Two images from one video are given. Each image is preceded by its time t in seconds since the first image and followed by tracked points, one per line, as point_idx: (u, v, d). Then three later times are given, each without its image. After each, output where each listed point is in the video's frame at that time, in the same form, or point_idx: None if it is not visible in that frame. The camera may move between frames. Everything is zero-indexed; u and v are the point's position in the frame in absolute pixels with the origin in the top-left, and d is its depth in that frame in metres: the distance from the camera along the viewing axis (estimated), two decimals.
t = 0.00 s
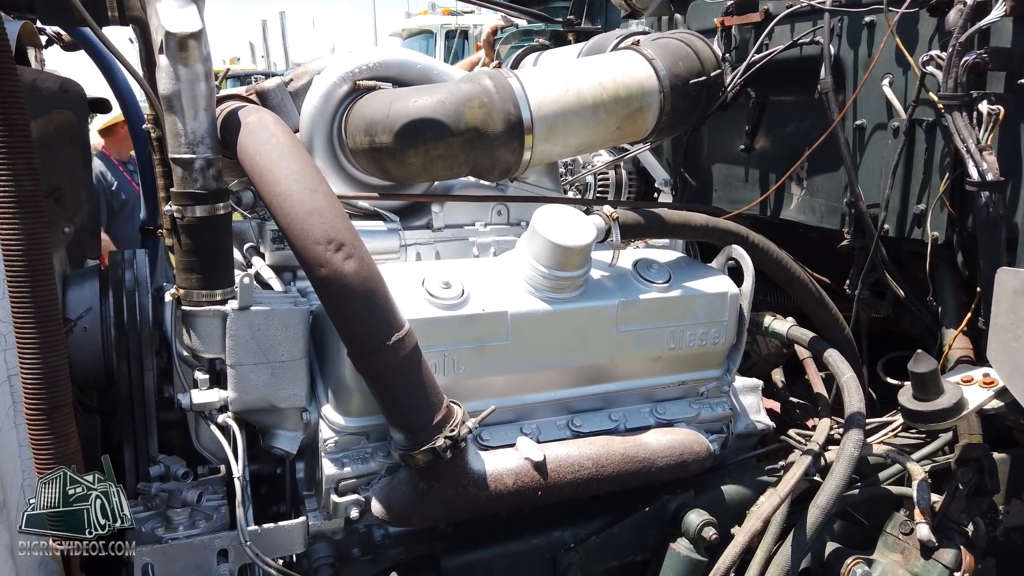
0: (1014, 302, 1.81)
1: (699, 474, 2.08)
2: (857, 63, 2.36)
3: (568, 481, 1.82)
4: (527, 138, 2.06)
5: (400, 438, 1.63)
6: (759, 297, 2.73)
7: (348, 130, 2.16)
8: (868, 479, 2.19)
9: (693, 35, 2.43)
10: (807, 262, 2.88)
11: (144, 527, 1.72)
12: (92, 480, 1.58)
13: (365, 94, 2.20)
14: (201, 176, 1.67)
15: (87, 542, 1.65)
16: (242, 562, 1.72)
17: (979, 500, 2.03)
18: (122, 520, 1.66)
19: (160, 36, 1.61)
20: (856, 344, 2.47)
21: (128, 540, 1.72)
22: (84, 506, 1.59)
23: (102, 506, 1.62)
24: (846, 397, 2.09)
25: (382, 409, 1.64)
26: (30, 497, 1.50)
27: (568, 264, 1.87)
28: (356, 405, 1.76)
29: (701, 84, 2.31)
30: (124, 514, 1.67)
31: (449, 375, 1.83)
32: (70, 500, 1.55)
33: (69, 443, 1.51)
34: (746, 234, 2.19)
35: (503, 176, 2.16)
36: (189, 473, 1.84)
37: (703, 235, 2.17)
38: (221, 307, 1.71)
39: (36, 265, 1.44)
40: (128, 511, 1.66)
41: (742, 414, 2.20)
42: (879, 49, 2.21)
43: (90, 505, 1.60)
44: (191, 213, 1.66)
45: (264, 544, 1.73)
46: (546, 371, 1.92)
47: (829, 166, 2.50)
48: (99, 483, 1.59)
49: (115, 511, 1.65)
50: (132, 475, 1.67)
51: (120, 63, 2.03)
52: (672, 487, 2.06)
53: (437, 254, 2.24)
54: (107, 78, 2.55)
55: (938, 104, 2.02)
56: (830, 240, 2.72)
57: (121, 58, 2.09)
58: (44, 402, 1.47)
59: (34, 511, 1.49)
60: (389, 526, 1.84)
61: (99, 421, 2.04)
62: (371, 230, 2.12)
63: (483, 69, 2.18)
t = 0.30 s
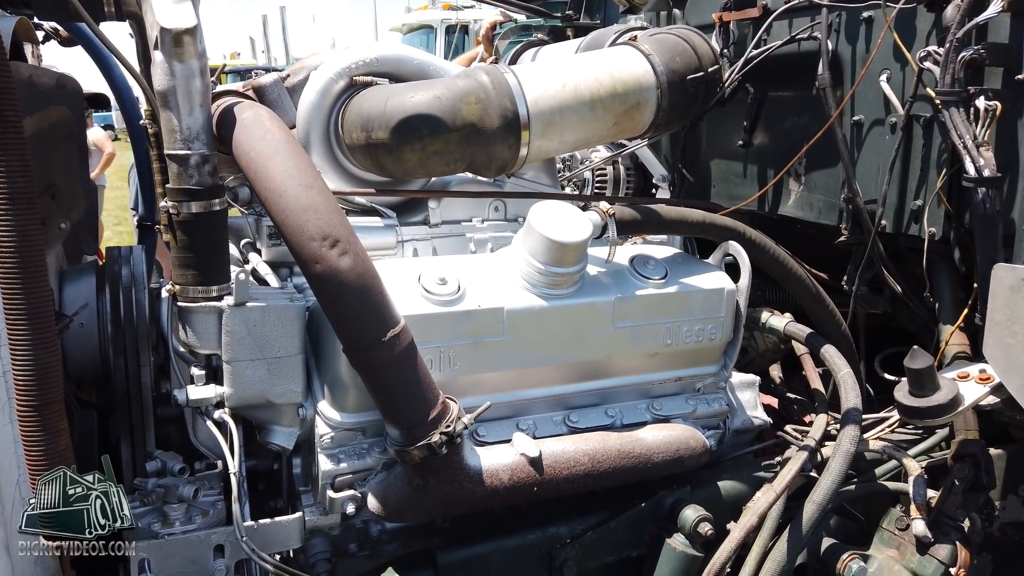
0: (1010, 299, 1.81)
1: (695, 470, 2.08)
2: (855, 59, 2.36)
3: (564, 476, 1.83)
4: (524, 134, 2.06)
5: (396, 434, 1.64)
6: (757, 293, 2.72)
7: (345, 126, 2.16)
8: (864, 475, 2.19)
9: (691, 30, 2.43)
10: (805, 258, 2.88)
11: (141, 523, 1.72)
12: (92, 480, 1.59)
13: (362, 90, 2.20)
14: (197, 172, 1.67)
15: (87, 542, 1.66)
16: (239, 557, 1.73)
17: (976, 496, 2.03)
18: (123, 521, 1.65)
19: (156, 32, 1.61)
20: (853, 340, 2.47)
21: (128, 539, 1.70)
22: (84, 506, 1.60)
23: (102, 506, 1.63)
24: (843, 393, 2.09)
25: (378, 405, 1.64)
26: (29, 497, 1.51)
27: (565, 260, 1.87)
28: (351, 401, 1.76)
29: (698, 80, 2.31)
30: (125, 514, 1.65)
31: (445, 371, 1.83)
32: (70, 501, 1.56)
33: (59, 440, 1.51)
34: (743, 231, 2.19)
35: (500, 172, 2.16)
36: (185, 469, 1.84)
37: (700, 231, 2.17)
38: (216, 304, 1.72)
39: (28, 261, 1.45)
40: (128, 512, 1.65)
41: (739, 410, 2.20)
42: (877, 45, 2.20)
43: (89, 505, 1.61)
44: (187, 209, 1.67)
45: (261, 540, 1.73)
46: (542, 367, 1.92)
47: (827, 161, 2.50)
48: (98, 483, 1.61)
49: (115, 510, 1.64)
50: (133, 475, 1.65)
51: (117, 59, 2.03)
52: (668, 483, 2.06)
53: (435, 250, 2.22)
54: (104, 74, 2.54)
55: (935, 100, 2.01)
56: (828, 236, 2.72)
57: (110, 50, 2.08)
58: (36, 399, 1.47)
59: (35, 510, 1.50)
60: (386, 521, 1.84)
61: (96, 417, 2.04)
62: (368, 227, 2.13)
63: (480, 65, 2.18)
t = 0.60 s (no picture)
0: (1010, 295, 1.81)
1: (693, 466, 2.07)
2: (855, 53, 2.34)
3: (561, 473, 1.82)
4: (521, 129, 2.05)
5: (392, 431, 1.63)
6: (756, 288, 2.71)
7: (341, 121, 2.14)
8: (863, 471, 2.18)
9: (690, 25, 2.41)
10: (804, 254, 2.87)
11: (137, 519, 1.70)
12: (92, 480, 1.60)
13: (358, 84, 2.18)
14: (191, 167, 1.66)
15: (87, 542, 1.65)
16: (234, 554, 1.72)
17: (974, 492, 2.02)
18: (123, 521, 1.63)
19: (149, 26, 1.60)
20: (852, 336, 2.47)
21: (127, 539, 1.66)
22: (85, 507, 1.61)
23: (102, 505, 1.62)
24: (841, 389, 2.08)
25: (374, 402, 1.64)
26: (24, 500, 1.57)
27: (562, 255, 1.86)
28: (348, 397, 1.75)
29: (697, 74, 2.29)
30: (125, 514, 1.63)
31: (442, 367, 1.82)
32: (70, 500, 1.59)
33: (49, 438, 1.52)
34: (742, 226, 2.18)
35: (497, 167, 2.15)
36: (181, 465, 1.85)
37: (699, 226, 2.16)
38: (212, 299, 1.71)
39: (19, 258, 1.45)
40: (128, 512, 1.63)
41: (737, 406, 2.19)
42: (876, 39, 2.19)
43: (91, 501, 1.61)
44: (181, 205, 1.66)
45: (256, 536, 1.72)
46: (540, 363, 1.92)
47: (826, 156, 2.49)
48: (99, 483, 1.61)
49: (115, 510, 1.63)
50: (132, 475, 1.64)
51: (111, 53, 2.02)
52: (666, 479, 2.06)
53: (431, 246, 2.23)
54: (100, 68, 2.52)
55: (935, 95, 2.00)
56: (827, 232, 2.71)
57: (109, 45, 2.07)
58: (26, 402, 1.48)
59: (36, 511, 1.52)
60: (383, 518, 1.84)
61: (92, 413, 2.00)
62: (365, 222, 2.12)
63: (477, 59, 2.16)
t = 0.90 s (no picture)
0: (1005, 292, 1.81)
1: (689, 463, 2.07)
2: (852, 49, 2.34)
3: (556, 470, 1.82)
4: (517, 126, 2.04)
5: (386, 428, 1.63)
6: (753, 285, 2.71)
7: (336, 117, 2.14)
8: (859, 468, 2.17)
9: (686, 21, 2.40)
10: (801, 251, 2.87)
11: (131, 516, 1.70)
12: (92, 479, 1.61)
13: (354, 81, 2.18)
14: (186, 165, 1.66)
15: (87, 542, 1.66)
16: (229, 552, 1.72)
17: (969, 489, 2.03)
18: (123, 521, 1.64)
19: (143, 22, 1.60)
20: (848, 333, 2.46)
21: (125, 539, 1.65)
22: (84, 507, 1.61)
23: (102, 505, 1.63)
24: (837, 386, 2.08)
25: (369, 400, 1.64)
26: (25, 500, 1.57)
27: (557, 253, 1.86)
28: (342, 395, 1.75)
29: (694, 71, 2.28)
30: (125, 514, 1.65)
31: (437, 364, 1.82)
32: (69, 500, 1.59)
33: (47, 436, 1.51)
34: (738, 223, 2.18)
35: (493, 164, 2.15)
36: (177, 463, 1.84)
37: (695, 224, 2.16)
38: (206, 297, 1.70)
39: (12, 256, 1.45)
40: (129, 512, 1.65)
41: (734, 403, 2.19)
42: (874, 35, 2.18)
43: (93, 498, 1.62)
44: (175, 202, 1.66)
45: (251, 534, 1.73)
46: (535, 360, 1.91)
47: (823, 153, 2.48)
48: (98, 483, 1.62)
49: (115, 510, 1.64)
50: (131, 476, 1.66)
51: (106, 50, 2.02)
52: (662, 476, 2.06)
53: (427, 243, 2.22)
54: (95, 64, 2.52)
55: (932, 91, 2.00)
56: (823, 229, 2.71)
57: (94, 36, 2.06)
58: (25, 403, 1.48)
59: (35, 511, 1.52)
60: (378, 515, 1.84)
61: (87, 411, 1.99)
62: (361, 219, 2.11)
63: (473, 56, 2.16)
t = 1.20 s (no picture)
0: (999, 289, 1.81)
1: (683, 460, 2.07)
2: (848, 47, 2.33)
3: (550, 468, 1.82)
4: (511, 123, 2.04)
5: (380, 426, 1.63)
6: (749, 282, 2.71)
7: (331, 115, 2.14)
8: (853, 465, 2.18)
9: (681, 18, 2.40)
10: (797, 248, 2.87)
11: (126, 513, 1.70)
12: (91, 479, 1.63)
13: (349, 79, 2.18)
14: (179, 163, 1.66)
15: (87, 542, 1.68)
16: (224, 549, 1.72)
17: (964, 486, 2.03)
18: (123, 521, 1.64)
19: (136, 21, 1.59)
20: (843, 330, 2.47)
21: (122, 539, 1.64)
22: (85, 506, 1.63)
23: (102, 505, 1.64)
24: (832, 383, 2.09)
25: (362, 398, 1.64)
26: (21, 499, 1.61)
27: (552, 251, 1.86)
28: (337, 392, 1.75)
29: (689, 69, 2.29)
30: (125, 515, 1.65)
31: (431, 362, 1.82)
32: (69, 500, 1.63)
33: (38, 434, 1.57)
34: (733, 221, 2.18)
35: (488, 162, 2.15)
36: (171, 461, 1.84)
37: (690, 222, 2.17)
38: (200, 295, 1.71)
39: (4, 257, 1.50)
40: (128, 512, 1.65)
41: (728, 400, 2.19)
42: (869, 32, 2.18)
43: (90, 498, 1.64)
44: (169, 200, 1.66)
45: (246, 531, 1.73)
46: (530, 358, 1.92)
47: (819, 150, 2.48)
48: (98, 483, 1.63)
49: (115, 511, 1.64)
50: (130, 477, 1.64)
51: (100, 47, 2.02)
52: (656, 473, 2.06)
53: (423, 240, 2.21)
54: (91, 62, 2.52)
55: (927, 89, 2.00)
56: (819, 225, 2.71)
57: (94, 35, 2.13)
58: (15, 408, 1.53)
59: (36, 510, 1.59)
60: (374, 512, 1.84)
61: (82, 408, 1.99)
62: (356, 217, 2.12)
63: (468, 53, 2.16)
